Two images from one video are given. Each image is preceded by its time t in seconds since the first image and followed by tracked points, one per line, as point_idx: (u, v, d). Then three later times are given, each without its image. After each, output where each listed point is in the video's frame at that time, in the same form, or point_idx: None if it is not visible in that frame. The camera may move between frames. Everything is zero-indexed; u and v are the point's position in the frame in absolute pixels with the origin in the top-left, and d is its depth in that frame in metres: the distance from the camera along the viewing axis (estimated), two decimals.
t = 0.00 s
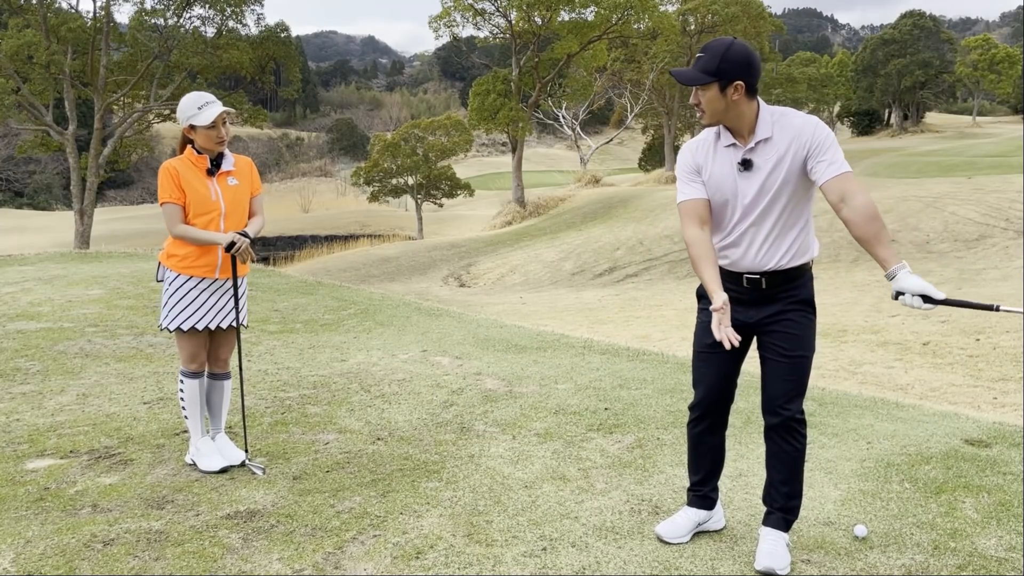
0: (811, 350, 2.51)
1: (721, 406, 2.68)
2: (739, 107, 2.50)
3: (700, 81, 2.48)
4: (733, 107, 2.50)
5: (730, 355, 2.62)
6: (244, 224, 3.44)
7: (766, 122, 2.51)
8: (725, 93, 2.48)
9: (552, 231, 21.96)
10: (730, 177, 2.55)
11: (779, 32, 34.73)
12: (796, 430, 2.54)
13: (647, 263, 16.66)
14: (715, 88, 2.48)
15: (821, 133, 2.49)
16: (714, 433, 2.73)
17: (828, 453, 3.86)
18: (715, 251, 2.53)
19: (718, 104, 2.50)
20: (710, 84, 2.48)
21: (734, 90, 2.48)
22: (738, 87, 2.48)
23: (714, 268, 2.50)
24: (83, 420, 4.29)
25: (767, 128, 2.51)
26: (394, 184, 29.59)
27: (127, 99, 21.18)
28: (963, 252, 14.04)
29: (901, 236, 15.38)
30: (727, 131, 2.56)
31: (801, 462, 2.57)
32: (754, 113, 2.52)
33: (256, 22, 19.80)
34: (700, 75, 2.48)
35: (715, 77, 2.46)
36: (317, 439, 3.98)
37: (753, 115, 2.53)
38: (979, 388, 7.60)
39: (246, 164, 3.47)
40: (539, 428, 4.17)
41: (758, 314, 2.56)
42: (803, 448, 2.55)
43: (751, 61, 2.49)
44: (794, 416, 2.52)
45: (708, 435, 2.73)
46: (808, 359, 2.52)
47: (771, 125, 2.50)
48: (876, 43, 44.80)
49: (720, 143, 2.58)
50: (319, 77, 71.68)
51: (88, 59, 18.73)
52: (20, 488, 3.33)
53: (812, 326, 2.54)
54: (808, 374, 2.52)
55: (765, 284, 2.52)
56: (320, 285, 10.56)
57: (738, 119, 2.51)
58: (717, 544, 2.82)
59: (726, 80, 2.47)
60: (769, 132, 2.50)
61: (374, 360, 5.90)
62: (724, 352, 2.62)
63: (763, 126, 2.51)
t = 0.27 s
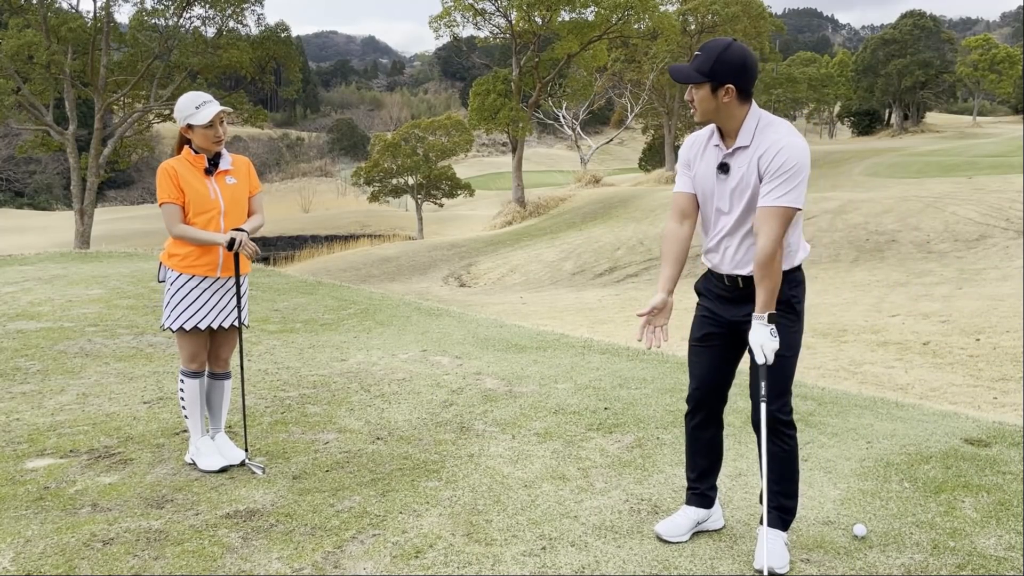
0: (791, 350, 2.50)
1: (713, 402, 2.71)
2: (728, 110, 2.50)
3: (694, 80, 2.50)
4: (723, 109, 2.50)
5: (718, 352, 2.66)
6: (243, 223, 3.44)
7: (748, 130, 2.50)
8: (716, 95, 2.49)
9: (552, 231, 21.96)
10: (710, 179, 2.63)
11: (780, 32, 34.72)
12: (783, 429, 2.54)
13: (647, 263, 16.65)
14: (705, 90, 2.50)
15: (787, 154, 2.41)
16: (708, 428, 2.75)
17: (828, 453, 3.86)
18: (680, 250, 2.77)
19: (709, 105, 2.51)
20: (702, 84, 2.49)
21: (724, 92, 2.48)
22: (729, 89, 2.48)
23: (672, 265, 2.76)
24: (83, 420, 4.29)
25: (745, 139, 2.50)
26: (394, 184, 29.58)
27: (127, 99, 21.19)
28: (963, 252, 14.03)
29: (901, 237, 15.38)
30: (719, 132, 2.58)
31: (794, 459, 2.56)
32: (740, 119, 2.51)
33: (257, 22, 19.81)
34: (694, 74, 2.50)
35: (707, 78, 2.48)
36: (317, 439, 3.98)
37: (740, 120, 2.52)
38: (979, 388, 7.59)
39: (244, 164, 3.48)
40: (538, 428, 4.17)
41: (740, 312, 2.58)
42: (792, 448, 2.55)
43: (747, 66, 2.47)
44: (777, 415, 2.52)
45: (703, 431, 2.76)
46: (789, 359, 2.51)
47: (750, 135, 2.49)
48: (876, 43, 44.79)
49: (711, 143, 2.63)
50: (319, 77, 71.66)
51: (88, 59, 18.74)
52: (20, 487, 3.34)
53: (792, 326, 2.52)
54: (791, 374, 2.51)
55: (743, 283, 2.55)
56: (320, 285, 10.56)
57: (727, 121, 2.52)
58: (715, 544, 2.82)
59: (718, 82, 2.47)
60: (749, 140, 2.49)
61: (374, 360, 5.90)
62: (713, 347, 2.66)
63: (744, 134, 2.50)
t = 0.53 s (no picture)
0: (755, 357, 2.48)
1: (706, 398, 2.74)
2: (722, 108, 2.52)
3: (694, 77, 2.51)
4: (720, 106, 2.52)
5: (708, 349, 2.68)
6: (241, 222, 3.44)
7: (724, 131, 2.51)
8: (715, 92, 2.49)
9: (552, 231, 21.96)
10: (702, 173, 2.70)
11: (781, 32, 34.69)
12: (761, 434, 2.53)
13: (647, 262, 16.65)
14: (704, 87, 2.51)
15: (712, 164, 2.44)
16: (707, 426, 2.77)
17: (827, 453, 3.86)
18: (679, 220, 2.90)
19: (708, 102, 2.52)
20: (701, 80, 2.50)
21: (723, 90, 2.48)
22: (729, 88, 2.48)
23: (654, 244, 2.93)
24: (83, 419, 4.29)
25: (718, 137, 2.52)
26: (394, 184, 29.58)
27: (127, 99, 21.19)
28: (963, 252, 14.03)
29: (901, 237, 15.37)
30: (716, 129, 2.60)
31: (779, 462, 2.56)
32: (729, 120, 2.52)
33: (257, 22, 19.81)
34: (694, 70, 2.50)
35: (706, 75, 2.48)
36: (317, 439, 3.98)
37: (729, 121, 2.53)
38: (979, 388, 7.59)
39: (241, 164, 3.48)
40: (538, 428, 4.17)
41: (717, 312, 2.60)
42: (775, 453, 2.54)
43: (747, 67, 2.46)
44: (741, 419, 2.54)
45: (700, 428, 2.78)
46: (756, 366, 2.49)
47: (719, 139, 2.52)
48: (877, 43, 44.79)
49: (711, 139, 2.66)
50: (319, 77, 71.66)
51: (88, 59, 18.74)
52: (20, 487, 3.34)
53: (759, 333, 2.48)
54: (759, 380, 2.50)
55: (718, 282, 2.57)
56: (320, 285, 10.56)
57: (720, 120, 2.54)
58: (714, 544, 2.82)
59: (717, 79, 2.47)
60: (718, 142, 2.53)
61: (374, 360, 5.90)
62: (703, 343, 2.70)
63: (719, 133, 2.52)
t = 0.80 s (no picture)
0: (728, 362, 2.51)
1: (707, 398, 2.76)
2: (717, 107, 2.52)
3: (692, 74, 2.49)
4: (717, 104, 2.51)
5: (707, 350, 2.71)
6: (241, 223, 3.44)
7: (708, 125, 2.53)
8: (711, 91, 2.49)
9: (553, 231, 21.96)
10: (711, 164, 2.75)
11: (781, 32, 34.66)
12: (746, 438, 2.53)
13: (647, 263, 16.65)
14: (701, 84, 2.50)
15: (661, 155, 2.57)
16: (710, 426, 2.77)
17: (829, 453, 3.86)
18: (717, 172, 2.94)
19: (706, 100, 2.52)
20: (699, 77, 2.49)
21: (720, 89, 2.48)
22: (726, 88, 2.47)
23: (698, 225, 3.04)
24: (84, 420, 4.29)
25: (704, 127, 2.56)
26: (394, 184, 29.59)
27: (128, 99, 21.19)
28: (963, 251, 14.02)
29: (902, 237, 15.36)
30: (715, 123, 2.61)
31: (770, 463, 2.55)
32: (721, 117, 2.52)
33: (257, 22, 19.81)
34: (691, 68, 2.49)
35: (703, 72, 2.47)
36: (318, 439, 3.98)
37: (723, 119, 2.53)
38: (979, 388, 7.59)
39: (240, 165, 3.48)
40: (539, 428, 4.17)
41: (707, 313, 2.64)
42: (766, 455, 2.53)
43: (744, 65, 2.44)
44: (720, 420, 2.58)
45: (700, 426, 2.79)
46: (730, 370, 2.52)
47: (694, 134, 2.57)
48: (878, 43, 44.77)
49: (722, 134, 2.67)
50: (319, 77, 71.65)
51: (89, 59, 18.74)
52: (21, 487, 3.34)
53: (733, 337, 2.49)
54: (735, 384, 2.51)
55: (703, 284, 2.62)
56: (321, 285, 10.55)
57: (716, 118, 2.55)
58: (715, 544, 2.82)
59: (714, 78, 2.46)
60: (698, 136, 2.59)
61: (375, 360, 5.90)
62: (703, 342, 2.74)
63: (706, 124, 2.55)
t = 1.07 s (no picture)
0: (718, 363, 2.52)
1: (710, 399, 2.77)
2: (708, 109, 2.53)
3: (682, 77, 2.49)
4: (708, 106, 2.52)
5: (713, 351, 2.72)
6: (242, 223, 3.44)
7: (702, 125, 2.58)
8: (702, 93, 2.49)
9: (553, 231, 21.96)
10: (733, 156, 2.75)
11: (782, 32, 34.62)
12: (742, 438, 2.52)
13: (648, 263, 16.65)
14: (691, 87, 2.50)
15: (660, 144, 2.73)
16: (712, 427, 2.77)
17: (830, 453, 3.86)
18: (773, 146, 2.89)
19: (697, 102, 2.52)
20: (689, 80, 2.49)
21: (712, 91, 2.47)
22: (716, 89, 2.47)
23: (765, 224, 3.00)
24: (85, 420, 4.30)
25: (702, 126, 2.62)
26: (395, 184, 29.58)
27: (128, 99, 21.18)
28: (964, 252, 14.02)
29: (902, 236, 15.36)
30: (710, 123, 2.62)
31: (766, 463, 2.53)
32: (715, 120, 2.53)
33: (258, 22, 19.81)
34: (681, 71, 2.49)
35: (693, 75, 2.47)
36: (319, 439, 3.98)
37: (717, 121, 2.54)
38: (979, 388, 7.59)
39: (240, 165, 3.48)
40: (539, 428, 4.17)
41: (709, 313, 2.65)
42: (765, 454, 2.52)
43: (735, 65, 2.43)
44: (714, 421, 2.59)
45: (703, 425, 2.78)
46: (721, 370, 2.52)
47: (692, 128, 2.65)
48: (878, 43, 44.77)
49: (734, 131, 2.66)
50: (319, 77, 71.65)
51: (89, 59, 18.74)
52: (22, 487, 3.34)
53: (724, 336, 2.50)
54: (726, 385, 2.52)
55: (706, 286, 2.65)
56: (321, 285, 10.55)
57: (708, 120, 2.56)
58: (716, 544, 2.82)
59: (705, 80, 2.46)
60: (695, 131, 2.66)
61: (376, 360, 5.90)
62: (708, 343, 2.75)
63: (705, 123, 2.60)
